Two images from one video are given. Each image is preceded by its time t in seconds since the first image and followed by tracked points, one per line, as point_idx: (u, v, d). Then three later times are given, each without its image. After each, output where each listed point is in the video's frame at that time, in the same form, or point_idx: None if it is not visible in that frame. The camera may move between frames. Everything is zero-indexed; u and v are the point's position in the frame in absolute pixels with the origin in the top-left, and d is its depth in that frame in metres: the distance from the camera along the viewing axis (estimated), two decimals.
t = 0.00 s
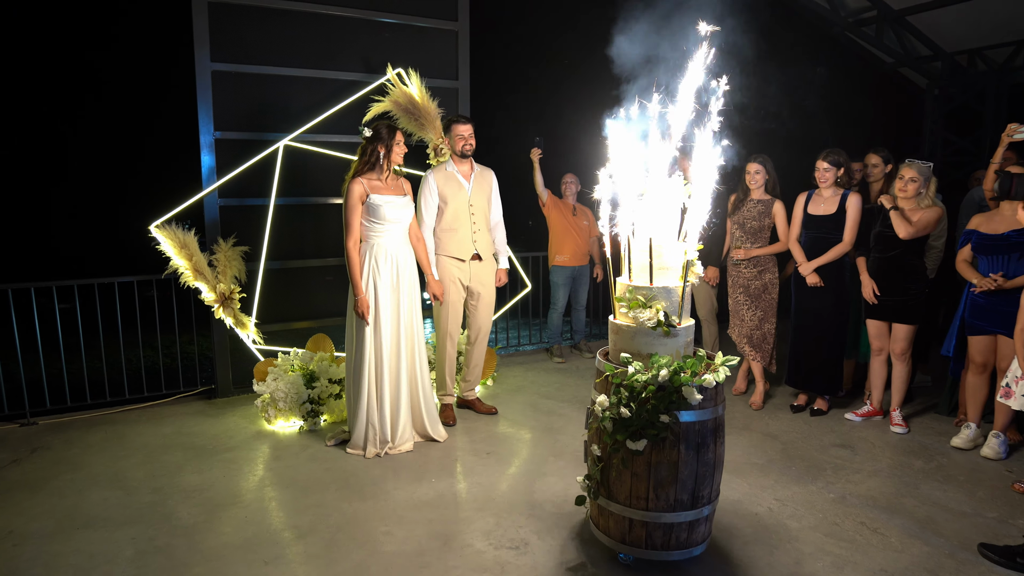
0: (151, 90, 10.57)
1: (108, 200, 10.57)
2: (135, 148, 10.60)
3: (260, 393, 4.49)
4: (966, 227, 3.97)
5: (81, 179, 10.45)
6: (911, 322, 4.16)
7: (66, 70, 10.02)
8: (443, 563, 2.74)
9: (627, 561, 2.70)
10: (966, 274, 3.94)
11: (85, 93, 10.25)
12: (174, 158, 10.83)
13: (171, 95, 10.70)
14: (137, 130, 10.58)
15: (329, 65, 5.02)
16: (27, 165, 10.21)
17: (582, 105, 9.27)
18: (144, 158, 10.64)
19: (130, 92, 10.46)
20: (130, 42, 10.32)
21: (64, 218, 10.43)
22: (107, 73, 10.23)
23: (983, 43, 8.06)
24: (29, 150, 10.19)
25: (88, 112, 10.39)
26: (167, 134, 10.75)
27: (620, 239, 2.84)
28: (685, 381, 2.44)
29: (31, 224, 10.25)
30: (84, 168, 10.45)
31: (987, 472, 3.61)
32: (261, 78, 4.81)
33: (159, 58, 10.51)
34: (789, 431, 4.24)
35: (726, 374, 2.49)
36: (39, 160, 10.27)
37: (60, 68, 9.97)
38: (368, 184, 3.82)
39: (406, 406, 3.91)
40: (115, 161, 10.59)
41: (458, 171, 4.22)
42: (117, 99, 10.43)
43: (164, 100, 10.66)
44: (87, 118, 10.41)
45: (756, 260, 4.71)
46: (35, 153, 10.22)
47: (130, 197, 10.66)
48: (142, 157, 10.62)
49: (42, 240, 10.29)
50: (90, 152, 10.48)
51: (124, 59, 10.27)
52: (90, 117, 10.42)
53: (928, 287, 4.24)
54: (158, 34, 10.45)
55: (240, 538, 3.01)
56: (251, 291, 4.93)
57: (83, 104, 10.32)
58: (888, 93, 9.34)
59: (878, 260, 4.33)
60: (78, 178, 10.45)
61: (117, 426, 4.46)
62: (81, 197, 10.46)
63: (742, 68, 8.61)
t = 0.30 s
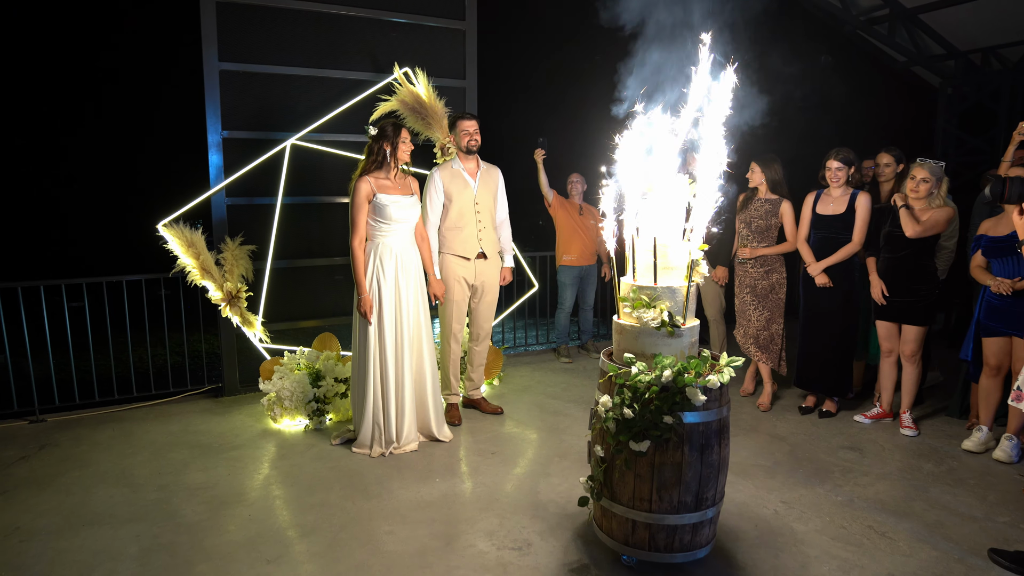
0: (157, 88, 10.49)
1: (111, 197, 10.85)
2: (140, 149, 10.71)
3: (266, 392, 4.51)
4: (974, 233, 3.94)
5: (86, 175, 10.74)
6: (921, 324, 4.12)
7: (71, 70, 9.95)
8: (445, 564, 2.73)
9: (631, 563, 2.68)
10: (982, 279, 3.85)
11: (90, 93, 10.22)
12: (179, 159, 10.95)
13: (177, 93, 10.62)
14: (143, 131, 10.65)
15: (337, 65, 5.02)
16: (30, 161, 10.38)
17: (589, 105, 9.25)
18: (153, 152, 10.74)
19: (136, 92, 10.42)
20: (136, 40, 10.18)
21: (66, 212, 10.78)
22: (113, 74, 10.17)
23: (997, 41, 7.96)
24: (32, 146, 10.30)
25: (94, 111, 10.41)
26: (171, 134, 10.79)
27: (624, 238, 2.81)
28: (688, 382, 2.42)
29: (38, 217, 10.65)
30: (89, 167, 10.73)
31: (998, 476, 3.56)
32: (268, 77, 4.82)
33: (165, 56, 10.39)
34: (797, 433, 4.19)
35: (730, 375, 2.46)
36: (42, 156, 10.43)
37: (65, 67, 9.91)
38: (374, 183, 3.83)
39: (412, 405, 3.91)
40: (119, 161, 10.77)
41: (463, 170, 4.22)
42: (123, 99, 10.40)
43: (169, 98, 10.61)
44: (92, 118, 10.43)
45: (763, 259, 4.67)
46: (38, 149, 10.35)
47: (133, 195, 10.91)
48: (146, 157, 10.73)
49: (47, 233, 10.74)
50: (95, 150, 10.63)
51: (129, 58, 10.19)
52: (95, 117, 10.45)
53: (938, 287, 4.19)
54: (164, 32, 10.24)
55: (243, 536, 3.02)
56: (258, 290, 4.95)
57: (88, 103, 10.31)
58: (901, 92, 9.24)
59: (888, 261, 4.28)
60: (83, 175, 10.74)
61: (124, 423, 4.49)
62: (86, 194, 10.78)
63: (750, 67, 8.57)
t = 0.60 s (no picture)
0: (164, 87, 10.63)
1: (115, 195, 10.85)
2: (146, 147, 10.78)
3: (274, 391, 4.52)
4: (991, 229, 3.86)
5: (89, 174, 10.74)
6: (932, 326, 4.07)
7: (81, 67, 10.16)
8: (450, 564, 2.72)
9: (636, 566, 2.66)
10: (994, 278, 3.81)
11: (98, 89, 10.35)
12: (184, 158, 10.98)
13: (184, 92, 10.75)
14: (149, 129, 10.74)
15: (344, 64, 5.03)
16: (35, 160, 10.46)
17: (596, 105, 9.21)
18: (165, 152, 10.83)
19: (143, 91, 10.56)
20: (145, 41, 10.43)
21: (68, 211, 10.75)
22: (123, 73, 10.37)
23: (1011, 40, 7.84)
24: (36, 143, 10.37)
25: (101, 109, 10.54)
26: (178, 133, 10.89)
27: (631, 238, 2.79)
28: (695, 383, 2.40)
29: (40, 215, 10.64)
30: (92, 165, 10.72)
31: (1011, 480, 3.51)
32: (276, 77, 4.83)
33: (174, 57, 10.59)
34: (806, 435, 4.16)
35: (737, 376, 2.44)
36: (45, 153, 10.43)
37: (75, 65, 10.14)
38: (381, 182, 3.83)
39: (418, 405, 3.91)
40: (123, 159, 10.77)
41: (470, 169, 4.21)
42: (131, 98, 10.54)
43: (178, 99, 10.77)
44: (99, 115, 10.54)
45: (771, 259, 4.63)
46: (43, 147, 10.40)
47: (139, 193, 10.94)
48: (152, 155, 10.79)
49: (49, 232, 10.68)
50: (100, 148, 10.65)
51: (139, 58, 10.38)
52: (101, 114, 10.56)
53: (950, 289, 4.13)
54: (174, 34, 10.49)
55: (249, 535, 3.03)
56: (265, 289, 4.96)
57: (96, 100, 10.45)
58: (912, 91, 9.12)
59: (899, 262, 4.23)
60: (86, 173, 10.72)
61: (133, 421, 4.52)
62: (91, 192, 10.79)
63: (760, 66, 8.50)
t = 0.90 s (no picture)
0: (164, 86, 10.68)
1: (117, 195, 10.82)
2: (150, 145, 10.79)
3: (282, 390, 4.53)
4: (1010, 225, 3.78)
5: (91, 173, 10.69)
6: (943, 328, 4.04)
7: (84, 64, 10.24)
8: (458, 565, 2.72)
9: (645, 568, 2.65)
10: (1004, 273, 3.77)
11: (100, 87, 10.40)
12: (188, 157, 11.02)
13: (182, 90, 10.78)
14: (154, 128, 10.78)
15: (353, 64, 5.04)
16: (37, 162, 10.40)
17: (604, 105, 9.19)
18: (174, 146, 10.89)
19: (145, 88, 10.60)
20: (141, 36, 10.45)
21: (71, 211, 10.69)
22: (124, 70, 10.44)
23: None
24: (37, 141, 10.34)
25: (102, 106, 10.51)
26: (182, 132, 10.94)
27: (640, 239, 2.78)
28: (705, 385, 2.38)
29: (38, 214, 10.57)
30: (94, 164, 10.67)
31: None
32: (285, 77, 4.85)
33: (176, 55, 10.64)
34: (815, 437, 4.13)
35: (747, 378, 2.42)
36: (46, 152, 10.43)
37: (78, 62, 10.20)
38: (388, 182, 3.83)
39: (424, 405, 3.90)
40: (126, 158, 10.78)
41: (478, 170, 4.21)
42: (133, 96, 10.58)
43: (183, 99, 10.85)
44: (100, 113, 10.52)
45: (780, 260, 4.61)
46: (44, 146, 10.37)
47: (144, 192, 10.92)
48: (157, 152, 10.80)
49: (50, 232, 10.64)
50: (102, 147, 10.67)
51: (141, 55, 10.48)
52: (104, 116, 10.56)
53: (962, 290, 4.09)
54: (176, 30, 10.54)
55: (257, 533, 3.04)
56: (273, 288, 4.98)
57: (98, 100, 10.47)
58: (922, 92, 9.03)
59: (909, 263, 4.19)
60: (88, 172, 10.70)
61: (142, 420, 4.54)
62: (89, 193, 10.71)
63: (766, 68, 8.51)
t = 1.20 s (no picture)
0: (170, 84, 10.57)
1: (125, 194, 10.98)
2: (160, 142, 10.84)
3: (288, 390, 4.55)
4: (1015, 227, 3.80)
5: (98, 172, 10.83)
6: (950, 329, 4.02)
7: (88, 64, 10.19)
8: (466, 565, 2.73)
9: (652, 568, 2.65)
10: (1009, 273, 3.75)
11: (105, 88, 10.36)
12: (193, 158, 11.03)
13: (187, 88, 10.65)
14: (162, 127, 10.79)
15: (359, 65, 5.05)
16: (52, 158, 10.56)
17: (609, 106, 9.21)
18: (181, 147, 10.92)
19: (150, 88, 10.54)
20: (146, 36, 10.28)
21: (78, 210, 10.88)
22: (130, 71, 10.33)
23: None
24: (44, 141, 10.45)
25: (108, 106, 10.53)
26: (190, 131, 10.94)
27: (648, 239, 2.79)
28: (713, 385, 2.38)
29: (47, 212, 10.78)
30: (101, 163, 10.79)
31: None
32: (291, 77, 4.86)
33: (181, 55, 10.43)
34: (821, 438, 4.13)
35: (756, 379, 2.43)
36: (53, 151, 10.55)
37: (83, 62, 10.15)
38: (396, 183, 3.84)
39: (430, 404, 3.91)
40: (132, 158, 10.86)
41: (484, 170, 4.21)
42: (139, 96, 10.55)
43: (189, 98, 10.76)
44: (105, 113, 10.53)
45: (786, 261, 4.62)
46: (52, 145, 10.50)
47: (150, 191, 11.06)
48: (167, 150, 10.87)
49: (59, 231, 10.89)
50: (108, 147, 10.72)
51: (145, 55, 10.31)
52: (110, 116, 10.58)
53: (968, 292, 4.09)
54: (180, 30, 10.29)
55: (265, 533, 3.05)
56: (280, 289, 5.00)
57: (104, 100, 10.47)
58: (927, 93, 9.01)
59: (916, 265, 4.19)
60: (95, 171, 10.83)
61: (149, 420, 4.56)
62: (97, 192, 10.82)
63: (771, 68, 8.53)
